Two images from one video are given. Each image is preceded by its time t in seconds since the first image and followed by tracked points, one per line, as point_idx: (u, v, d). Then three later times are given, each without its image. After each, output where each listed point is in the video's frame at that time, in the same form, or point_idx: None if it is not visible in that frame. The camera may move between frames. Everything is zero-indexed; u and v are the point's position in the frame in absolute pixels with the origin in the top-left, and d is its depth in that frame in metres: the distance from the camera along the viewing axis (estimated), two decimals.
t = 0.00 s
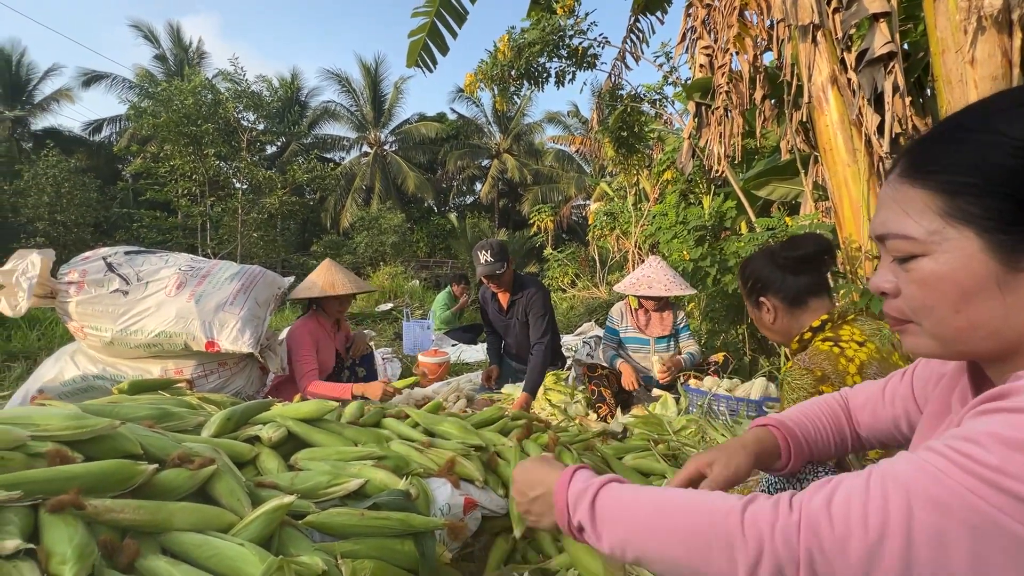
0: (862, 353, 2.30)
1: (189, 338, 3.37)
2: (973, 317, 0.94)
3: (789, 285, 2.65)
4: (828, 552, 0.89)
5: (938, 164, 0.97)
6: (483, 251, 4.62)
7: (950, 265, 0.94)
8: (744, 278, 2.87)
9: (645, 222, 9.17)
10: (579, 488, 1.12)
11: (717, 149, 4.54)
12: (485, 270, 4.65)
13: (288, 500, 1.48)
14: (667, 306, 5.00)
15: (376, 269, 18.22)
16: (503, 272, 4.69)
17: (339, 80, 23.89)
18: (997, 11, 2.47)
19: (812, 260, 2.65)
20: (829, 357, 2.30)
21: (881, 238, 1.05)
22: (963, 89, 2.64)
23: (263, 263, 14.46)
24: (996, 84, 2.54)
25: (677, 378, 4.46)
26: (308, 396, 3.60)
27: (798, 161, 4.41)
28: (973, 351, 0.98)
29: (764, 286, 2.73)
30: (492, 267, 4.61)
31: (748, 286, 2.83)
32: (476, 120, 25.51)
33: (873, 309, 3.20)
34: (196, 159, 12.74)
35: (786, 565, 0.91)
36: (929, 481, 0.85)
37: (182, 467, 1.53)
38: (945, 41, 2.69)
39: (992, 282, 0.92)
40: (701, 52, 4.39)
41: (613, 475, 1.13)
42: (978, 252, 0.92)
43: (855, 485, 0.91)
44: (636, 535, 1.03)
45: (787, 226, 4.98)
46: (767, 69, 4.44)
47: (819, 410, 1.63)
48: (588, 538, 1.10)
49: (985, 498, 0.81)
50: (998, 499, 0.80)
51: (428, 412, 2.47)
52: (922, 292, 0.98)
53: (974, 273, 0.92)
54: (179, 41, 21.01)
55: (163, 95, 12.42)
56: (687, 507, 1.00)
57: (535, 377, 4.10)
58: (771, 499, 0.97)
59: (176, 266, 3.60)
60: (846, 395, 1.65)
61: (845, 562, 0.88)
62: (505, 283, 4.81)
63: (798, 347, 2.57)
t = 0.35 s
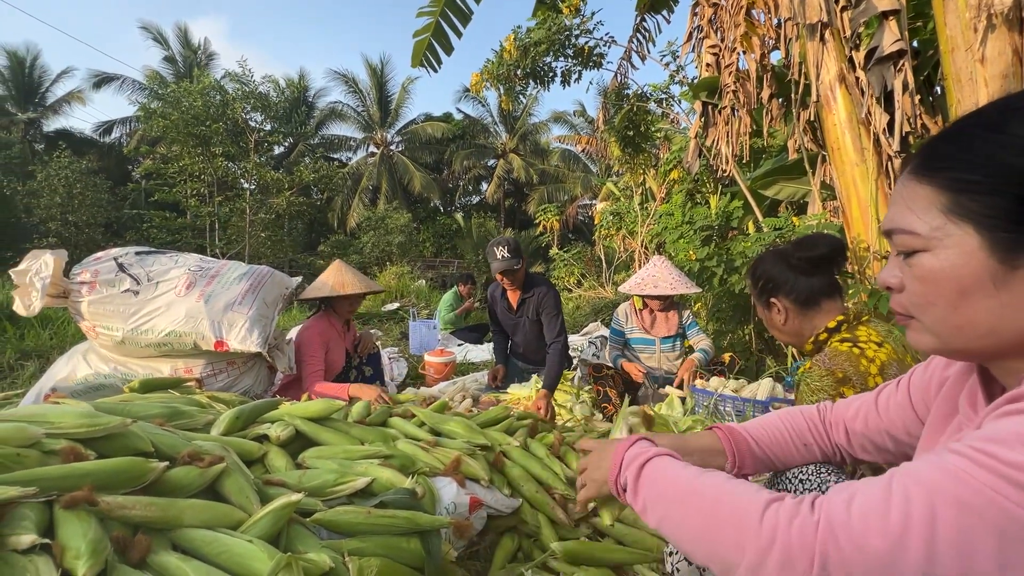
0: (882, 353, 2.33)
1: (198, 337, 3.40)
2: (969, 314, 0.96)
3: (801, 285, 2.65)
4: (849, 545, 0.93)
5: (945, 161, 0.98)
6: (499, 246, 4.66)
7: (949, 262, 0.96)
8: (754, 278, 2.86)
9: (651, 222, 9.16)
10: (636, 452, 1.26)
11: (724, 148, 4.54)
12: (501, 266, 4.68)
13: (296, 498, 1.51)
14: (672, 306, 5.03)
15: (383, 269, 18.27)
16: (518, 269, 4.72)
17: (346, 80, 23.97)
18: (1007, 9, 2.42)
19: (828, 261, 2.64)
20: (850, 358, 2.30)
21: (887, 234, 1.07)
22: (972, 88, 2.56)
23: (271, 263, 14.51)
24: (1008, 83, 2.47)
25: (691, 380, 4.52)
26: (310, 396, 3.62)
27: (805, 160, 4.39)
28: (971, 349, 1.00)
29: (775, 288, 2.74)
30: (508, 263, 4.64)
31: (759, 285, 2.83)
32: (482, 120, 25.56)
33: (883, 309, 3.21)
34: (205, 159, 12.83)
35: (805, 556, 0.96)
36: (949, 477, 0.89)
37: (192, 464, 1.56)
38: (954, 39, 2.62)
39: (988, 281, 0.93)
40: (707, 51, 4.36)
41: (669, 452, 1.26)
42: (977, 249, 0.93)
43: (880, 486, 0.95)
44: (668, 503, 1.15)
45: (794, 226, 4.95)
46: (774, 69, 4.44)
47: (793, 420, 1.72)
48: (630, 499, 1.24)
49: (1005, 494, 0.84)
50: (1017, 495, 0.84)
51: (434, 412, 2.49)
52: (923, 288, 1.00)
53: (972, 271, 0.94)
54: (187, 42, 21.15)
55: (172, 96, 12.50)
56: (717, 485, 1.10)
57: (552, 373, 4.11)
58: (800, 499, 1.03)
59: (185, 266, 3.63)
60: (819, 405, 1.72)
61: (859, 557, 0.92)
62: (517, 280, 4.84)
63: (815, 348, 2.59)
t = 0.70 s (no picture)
0: (884, 355, 2.32)
1: (202, 336, 3.42)
2: (982, 307, 0.95)
3: (803, 286, 2.64)
4: (860, 553, 0.92)
5: (966, 151, 0.98)
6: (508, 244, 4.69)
7: (965, 252, 0.95)
8: (759, 276, 2.88)
9: (655, 220, 9.15)
10: (632, 469, 1.24)
11: (727, 147, 4.53)
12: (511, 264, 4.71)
13: (297, 496, 1.52)
14: (677, 306, 5.02)
15: (386, 268, 18.29)
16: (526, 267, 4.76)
17: (350, 79, 23.99)
18: (1014, 6, 2.36)
19: (832, 262, 2.62)
20: (851, 360, 2.30)
21: (898, 226, 1.07)
22: (978, 86, 2.53)
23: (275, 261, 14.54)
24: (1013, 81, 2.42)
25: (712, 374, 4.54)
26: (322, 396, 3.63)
27: (809, 159, 4.38)
28: (980, 344, 0.99)
29: (777, 287, 2.74)
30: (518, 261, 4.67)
31: (764, 284, 2.83)
32: (486, 119, 25.55)
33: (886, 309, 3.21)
34: (210, 159, 12.88)
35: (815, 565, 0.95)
36: (963, 480, 0.88)
37: (195, 463, 1.57)
38: (960, 37, 2.57)
39: (1006, 273, 0.92)
40: (711, 49, 4.36)
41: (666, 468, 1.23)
42: (994, 239, 0.93)
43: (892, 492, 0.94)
44: (664, 520, 1.13)
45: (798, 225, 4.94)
46: (778, 67, 4.43)
47: (778, 410, 1.76)
48: (627, 519, 1.21)
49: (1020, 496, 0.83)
50: None
51: (437, 411, 2.50)
52: (935, 280, 1.00)
53: (989, 262, 0.93)
54: (192, 42, 21.21)
55: (177, 95, 12.55)
56: (719, 496, 1.09)
57: (554, 373, 4.08)
58: (807, 507, 1.02)
59: (189, 265, 3.66)
60: (807, 404, 1.75)
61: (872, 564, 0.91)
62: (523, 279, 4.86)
63: (815, 348, 2.61)
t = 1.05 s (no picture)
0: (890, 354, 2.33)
1: (202, 334, 3.42)
2: None
3: (815, 282, 2.62)
4: None
5: None
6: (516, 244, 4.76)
7: (1016, 230, 0.94)
8: (764, 275, 2.87)
9: (655, 219, 9.15)
10: (623, 489, 1.13)
11: (728, 144, 4.52)
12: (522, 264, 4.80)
13: (296, 494, 1.52)
14: (680, 304, 5.01)
15: (387, 266, 18.30)
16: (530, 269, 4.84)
17: (351, 77, 23.99)
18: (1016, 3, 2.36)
19: (841, 259, 2.63)
20: (859, 362, 2.30)
21: (940, 200, 1.05)
22: (979, 83, 2.52)
23: (276, 260, 14.54)
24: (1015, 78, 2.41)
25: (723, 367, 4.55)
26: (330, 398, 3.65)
27: (810, 157, 4.37)
28: (1016, 330, 0.99)
29: (786, 285, 2.72)
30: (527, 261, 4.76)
31: (769, 284, 2.83)
32: (486, 117, 25.57)
33: (889, 307, 3.18)
34: (211, 157, 12.90)
35: None
36: None
37: (195, 460, 1.58)
38: (962, 34, 2.56)
39: None
40: (712, 46, 4.35)
41: (658, 481, 1.14)
42: None
43: (950, 509, 0.91)
44: (674, 549, 1.05)
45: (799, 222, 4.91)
46: (779, 64, 4.42)
47: (716, 392, 1.70)
48: (625, 543, 1.12)
49: None
50: None
51: (437, 409, 2.50)
52: (979, 261, 0.98)
53: None
54: (193, 40, 21.24)
55: (178, 92, 12.56)
56: (739, 526, 1.02)
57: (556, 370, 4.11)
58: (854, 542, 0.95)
59: (190, 264, 3.67)
60: (744, 390, 1.71)
61: None
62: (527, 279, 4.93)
63: (821, 348, 2.58)
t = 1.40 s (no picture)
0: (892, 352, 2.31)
1: (199, 331, 3.42)
2: None
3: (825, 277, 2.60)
4: None
5: None
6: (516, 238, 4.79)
7: None
8: (769, 270, 2.83)
9: (655, 216, 9.13)
10: (630, 510, 1.04)
11: (727, 141, 4.51)
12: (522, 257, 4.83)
13: (292, 492, 1.52)
14: (677, 300, 5.00)
15: (386, 264, 18.30)
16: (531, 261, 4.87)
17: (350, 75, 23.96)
18: None
19: (852, 254, 2.61)
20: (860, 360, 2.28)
21: (984, 173, 0.99)
22: (980, 78, 2.50)
23: (275, 258, 14.55)
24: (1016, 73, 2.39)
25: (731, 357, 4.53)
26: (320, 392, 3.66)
27: (810, 153, 4.34)
28: None
29: (795, 276, 2.68)
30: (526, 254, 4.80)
31: (774, 278, 2.78)
32: (486, 115, 25.57)
33: (888, 304, 3.18)
34: (210, 154, 12.90)
35: None
36: None
37: (189, 457, 1.57)
38: (962, 29, 2.55)
39: None
40: (712, 43, 4.33)
41: (667, 500, 1.05)
42: None
43: (1010, 542, 0.86)
44: None
45: (798, 220, 4.89)
46: (779, 61, 4.41)
47: (679, 359, 1.61)
48: (632, 566, 1.04)
49: None
50: None
51: (435, 406, 2.49)
52: None
53: None
54: (192, 38, 21.22)
55: (177, 90, 12.56)
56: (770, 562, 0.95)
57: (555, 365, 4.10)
58: None
59: (186, 260, 3.66)
60: (706, 357, 1.63)
61: None
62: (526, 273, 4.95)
63: (821, 345, 2.55)
